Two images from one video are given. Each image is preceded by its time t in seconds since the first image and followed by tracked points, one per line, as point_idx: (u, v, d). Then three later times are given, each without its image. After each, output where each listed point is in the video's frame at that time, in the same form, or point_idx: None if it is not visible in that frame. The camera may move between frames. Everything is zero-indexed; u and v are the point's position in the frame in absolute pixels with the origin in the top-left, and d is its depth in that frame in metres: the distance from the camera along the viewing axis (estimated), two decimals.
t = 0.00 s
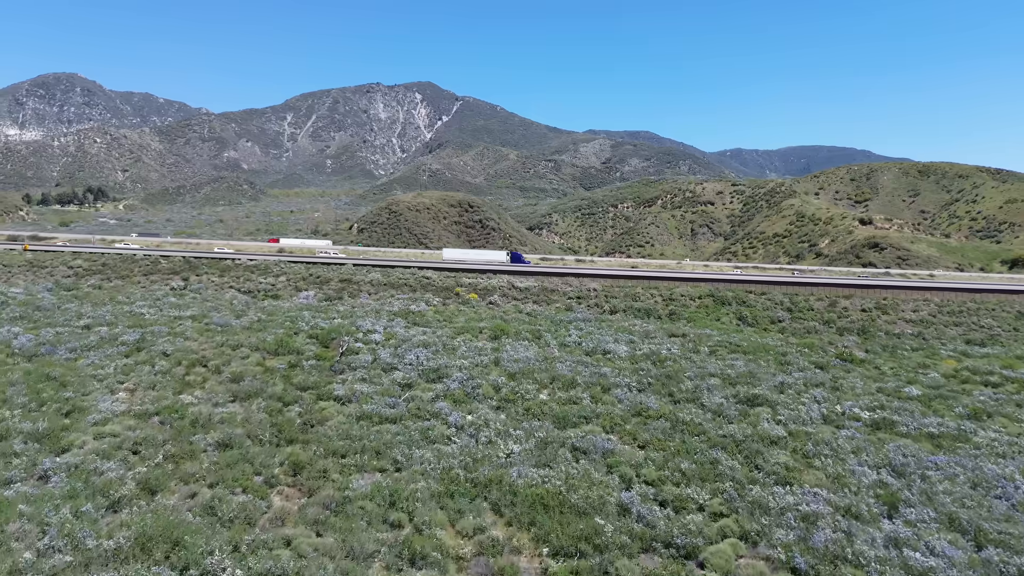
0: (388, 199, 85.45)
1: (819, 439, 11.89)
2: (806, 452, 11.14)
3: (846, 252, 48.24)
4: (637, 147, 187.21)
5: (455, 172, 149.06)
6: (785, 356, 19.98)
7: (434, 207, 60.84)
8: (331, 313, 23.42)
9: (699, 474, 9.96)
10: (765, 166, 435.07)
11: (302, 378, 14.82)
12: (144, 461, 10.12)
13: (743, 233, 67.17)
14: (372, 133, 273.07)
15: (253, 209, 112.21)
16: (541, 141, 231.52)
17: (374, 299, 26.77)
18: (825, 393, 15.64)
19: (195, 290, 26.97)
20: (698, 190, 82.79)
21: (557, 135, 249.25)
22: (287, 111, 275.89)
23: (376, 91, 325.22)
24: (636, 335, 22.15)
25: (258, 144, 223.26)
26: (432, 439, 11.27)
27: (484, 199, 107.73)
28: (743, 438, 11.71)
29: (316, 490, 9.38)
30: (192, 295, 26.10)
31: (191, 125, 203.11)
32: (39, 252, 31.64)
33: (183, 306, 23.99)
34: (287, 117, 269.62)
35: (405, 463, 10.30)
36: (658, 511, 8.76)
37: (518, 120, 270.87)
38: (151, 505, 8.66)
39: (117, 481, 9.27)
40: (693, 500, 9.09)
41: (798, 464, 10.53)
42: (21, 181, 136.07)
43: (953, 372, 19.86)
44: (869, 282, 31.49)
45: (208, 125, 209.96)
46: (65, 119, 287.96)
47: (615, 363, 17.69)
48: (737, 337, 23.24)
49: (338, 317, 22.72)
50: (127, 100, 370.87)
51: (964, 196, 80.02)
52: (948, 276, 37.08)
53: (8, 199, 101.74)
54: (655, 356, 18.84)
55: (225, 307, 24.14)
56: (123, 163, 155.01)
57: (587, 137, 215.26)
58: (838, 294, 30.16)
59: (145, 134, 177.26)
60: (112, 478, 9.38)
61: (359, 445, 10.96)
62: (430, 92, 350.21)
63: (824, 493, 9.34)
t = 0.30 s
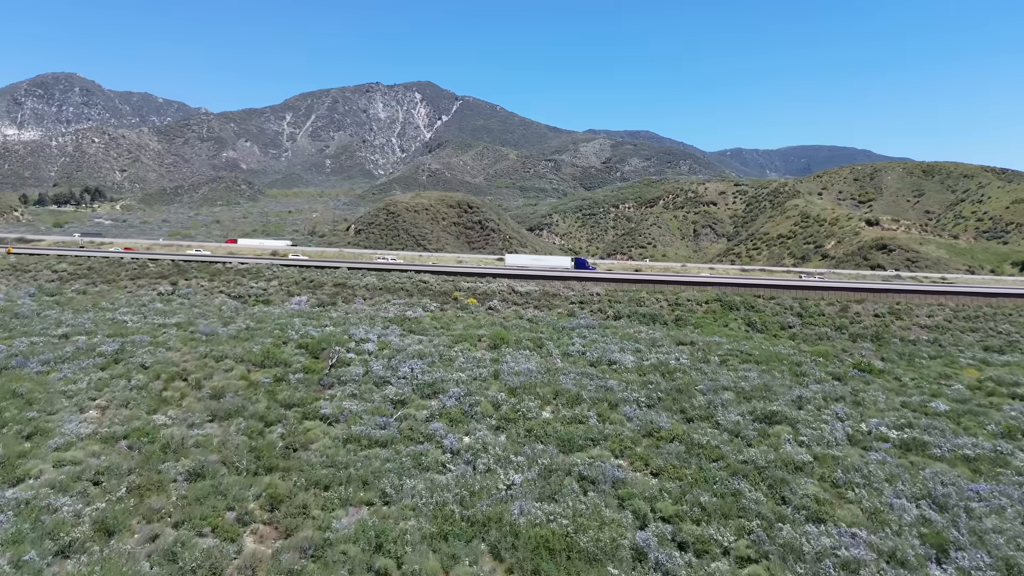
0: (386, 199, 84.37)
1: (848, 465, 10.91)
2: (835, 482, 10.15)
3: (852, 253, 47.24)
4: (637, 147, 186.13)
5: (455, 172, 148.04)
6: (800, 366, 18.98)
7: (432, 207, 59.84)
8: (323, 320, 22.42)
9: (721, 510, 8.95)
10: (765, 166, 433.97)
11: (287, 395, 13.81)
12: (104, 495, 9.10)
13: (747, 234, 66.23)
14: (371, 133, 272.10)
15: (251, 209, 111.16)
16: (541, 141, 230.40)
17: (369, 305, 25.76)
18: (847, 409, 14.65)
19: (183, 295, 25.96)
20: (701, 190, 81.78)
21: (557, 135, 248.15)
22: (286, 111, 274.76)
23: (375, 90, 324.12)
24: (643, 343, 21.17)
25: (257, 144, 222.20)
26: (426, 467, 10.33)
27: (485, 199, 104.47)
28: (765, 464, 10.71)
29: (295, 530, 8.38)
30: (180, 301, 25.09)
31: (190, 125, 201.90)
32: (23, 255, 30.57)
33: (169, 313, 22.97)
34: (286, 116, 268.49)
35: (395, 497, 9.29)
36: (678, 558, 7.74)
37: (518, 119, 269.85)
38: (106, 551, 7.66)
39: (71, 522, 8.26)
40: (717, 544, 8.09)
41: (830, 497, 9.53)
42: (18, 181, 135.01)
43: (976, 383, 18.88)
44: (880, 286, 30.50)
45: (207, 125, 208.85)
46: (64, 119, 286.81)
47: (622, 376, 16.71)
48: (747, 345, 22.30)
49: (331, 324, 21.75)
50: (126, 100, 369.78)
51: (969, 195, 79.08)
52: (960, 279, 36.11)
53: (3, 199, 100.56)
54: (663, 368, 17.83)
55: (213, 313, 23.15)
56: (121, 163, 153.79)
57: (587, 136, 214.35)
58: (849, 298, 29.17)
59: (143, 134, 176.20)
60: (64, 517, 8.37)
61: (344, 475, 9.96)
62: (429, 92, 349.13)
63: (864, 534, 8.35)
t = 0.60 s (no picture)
0: (385, 200, 83.33)
1: (882, 497, 9.91)
2: (872, 520, 9.15)
3: (860, 255, 46.12)
4: (638, 147, 185.13)
5: (455, 172, 147.06)
6: (816, 378, 17.97)
7: (431, 208, 58.84)
8: (315, 327, 21.43)
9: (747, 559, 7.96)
10: (766, 166, 432.93)
11: (270, 414, 12.79)
12: (54, 538, 8.10)
13: (750, 235, 65.24)
14: (371, 133, 270.91)
15: (249, 210, 109.83)
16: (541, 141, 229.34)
17: (364, 311, 24.77)
18: (873, 428, 13.64)
19: (171, 301, 24.95)
20: (703, 190, 80.74)
21: (557, 135, 247.19)
22: (285, 111, 273.82)
23: (375, 90, 323.21)
24: (650, 352, 20.16)
25: (257, 145, 221.26)
26: (418, 500, 9.31)
27: (484, 199, 103.77)
28: (792, 495, 9.68)
29: None
30: (167, 307, 24.08)
31: (189, 125, 200.69)
32: (6, 258, 29.50)
33: (153, 320, 21.95)
34: (286, 116, 267.41)
35: (381, 538, 8.32)
36: None
37: (518, 119, 268.81)
38: None
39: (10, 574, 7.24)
40: None
41: (868, 541, 8.53)
42: (16, 182, 134.22)
43: (1003, 396, 17.88)
44: (893, 290, 29.47)
45: (206, 125, 207.82)
46: (63, 119, 285.93)
47: (629, 390, 15.70)
48: (759, 354, 21.29)
49: (323, 332, 20.74)
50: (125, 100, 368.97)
51: (975, 196, 78.16)
52: (973, 283, 35.10)
53: None
54: (673, 381, 16.80)
55: (200, 321, 22.13)
56: (119, 163, 152.62)
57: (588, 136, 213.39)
58: (862, 303, 28.10)
59: (142, 134, 175.31)
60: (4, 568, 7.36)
61: (326, 511, 8.95)
62: (429, 92, 348.08)
63: None
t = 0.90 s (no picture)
0: (383, 200, 82.30)
1: (925, 536, 8.93)
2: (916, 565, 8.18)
3: (868, 258, 45.01)
4: (639, 147, 184.18)
5: (455, 172, 146.11)
6: (835, 391, 16.95)
7: (429, 209, 57.84)
8: (306, 335, 20.42)
9: None
10: (767, 166, 431.77)
11: (249, 435, 11.80)
12: None
13: (754, 237, 64.21)
14: (371, 133, 270.06)
15: (247, 210, 108.92)
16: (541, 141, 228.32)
17: (358, 317, 23.76)
18: (903, 449, 12.64)
19: (157, 307, 23.95)
20: (706, 190, 79.72)
21: (557, 135, 246.31)
22: (284, 111, 272.85)
23: (375, 90, 322.25)
24: (658, 362, 19.16)
25: (256, 145, 220.39)
26: (409, 542, 8.33)
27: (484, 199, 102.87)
28: (825, 535, 8.70)
29: None
30: (153, 314, 23.08)
31: (188, 124, 199.71)
32: None
33: (137, 328, 20.98)
34: (285, 116, 266.38)
35: None
36: None
37: (518, 118, 267.64)
38: None
39: None
40: None
41: None
42: (14, 182, 133.55)
43: None
44: (907, 294, 28.46)
45: (206, 125, 206.91)
46: (62, 118, 284.92)
47: (638, 406, 14.71)
48: (772, 364, 20.27)
49: (313, 341, 19.72)
50: (124, 100, 368.07)
51: (981, 196, 77.20)
52: (987, 287, 34.10)
53: None
54: (683, 394, 15.81)
55: (187, 328, 21.16)
56: (118, 163, 151.67)
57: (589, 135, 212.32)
58: (876, 308, 27.08)
59: (141, 134, 174.42)
60: None
61: (304, 554, 7.98)
62: (429, 92, 347.01)
63: None
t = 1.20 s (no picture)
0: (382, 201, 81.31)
1: None
2: None
3: (876, 260, 43.98)
4: (639, 147, 183.15)
5: (454, 172, 145.08)
6: (856, 405, 15.97)
7: (428, 210, 56.83)
8: (296, 344, 19.44)
9: None
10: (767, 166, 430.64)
11: (225, 460, 10.77)
12: None
13: (758, 238, 63.20)
14: (371, 133, 269.06)
15: (245, 211, 107.88)
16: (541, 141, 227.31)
17: (352, 324, 22.77)
18: (937, 474, 11.66)
19: (142, 314, 22.97)
20: (708, 191, 78.68)
21: (558, 134, 245.36)
22: (284, 111, 271.89)
23: (375, 90, 321.17)
24: (666, 372, 18.19)
25: (255, 145, 219.33)
26: None
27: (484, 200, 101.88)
28: None
29: None
30: (137, 321, 22.10)
31: (187, 125, 198.62)
32: None
33: (119, 336, 19.98)
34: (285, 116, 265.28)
35: None
36: None
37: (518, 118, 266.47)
38: None
39: None
40: None
41: None
42: (12, 183, 132.61)
43: None
44: (922, 299, 27.44)
45: (205, 125, 205.96)
46: (61, 118, 283.89)
47: (647, 425, 13.71)
48: (786, 373, 19.31)
49: (303, 350, 18.72)
50: (124, 100, 367.15)
51: (987, 196, 76.21)
52: (1001, 291, 33.10)
53: None
54: (695, 410, 14.81)
55: (171, 336, 20.18)
56: (116, 163, 150.48)
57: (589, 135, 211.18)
58: (891, 314, 26.04)
59: (139, 134, 173.43)
60: None
61: None
62: (429, 92, 345.92)
63: None
